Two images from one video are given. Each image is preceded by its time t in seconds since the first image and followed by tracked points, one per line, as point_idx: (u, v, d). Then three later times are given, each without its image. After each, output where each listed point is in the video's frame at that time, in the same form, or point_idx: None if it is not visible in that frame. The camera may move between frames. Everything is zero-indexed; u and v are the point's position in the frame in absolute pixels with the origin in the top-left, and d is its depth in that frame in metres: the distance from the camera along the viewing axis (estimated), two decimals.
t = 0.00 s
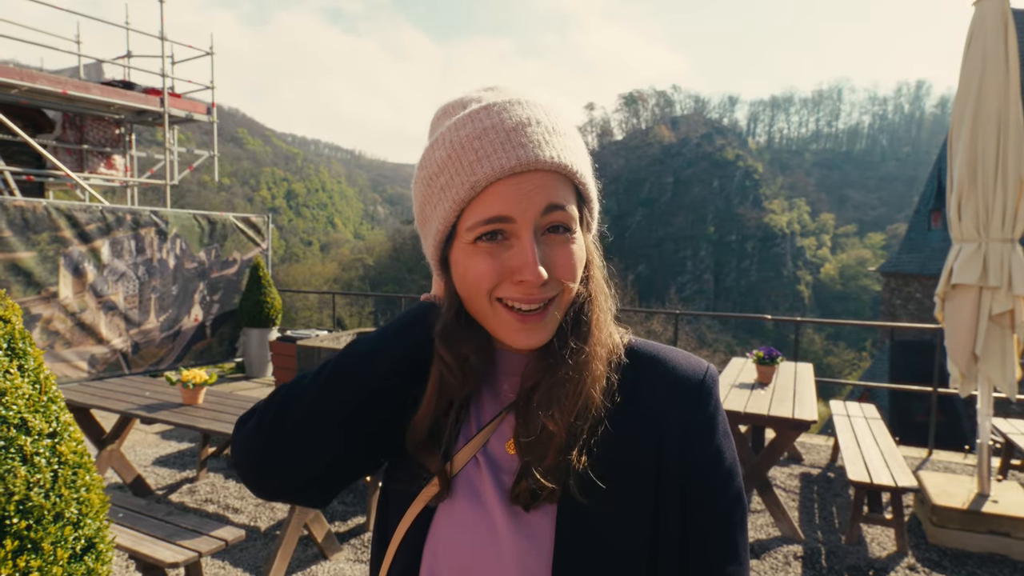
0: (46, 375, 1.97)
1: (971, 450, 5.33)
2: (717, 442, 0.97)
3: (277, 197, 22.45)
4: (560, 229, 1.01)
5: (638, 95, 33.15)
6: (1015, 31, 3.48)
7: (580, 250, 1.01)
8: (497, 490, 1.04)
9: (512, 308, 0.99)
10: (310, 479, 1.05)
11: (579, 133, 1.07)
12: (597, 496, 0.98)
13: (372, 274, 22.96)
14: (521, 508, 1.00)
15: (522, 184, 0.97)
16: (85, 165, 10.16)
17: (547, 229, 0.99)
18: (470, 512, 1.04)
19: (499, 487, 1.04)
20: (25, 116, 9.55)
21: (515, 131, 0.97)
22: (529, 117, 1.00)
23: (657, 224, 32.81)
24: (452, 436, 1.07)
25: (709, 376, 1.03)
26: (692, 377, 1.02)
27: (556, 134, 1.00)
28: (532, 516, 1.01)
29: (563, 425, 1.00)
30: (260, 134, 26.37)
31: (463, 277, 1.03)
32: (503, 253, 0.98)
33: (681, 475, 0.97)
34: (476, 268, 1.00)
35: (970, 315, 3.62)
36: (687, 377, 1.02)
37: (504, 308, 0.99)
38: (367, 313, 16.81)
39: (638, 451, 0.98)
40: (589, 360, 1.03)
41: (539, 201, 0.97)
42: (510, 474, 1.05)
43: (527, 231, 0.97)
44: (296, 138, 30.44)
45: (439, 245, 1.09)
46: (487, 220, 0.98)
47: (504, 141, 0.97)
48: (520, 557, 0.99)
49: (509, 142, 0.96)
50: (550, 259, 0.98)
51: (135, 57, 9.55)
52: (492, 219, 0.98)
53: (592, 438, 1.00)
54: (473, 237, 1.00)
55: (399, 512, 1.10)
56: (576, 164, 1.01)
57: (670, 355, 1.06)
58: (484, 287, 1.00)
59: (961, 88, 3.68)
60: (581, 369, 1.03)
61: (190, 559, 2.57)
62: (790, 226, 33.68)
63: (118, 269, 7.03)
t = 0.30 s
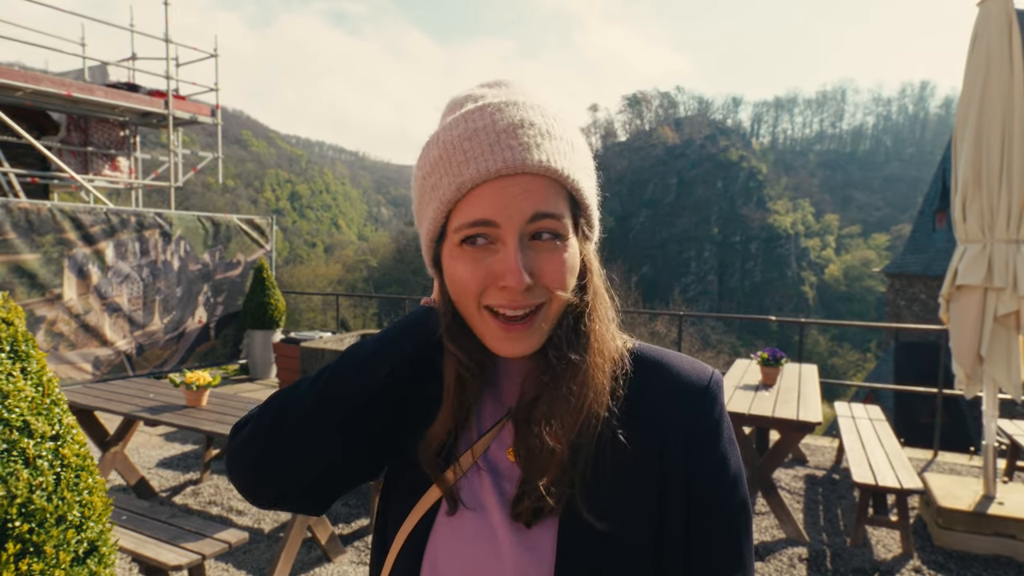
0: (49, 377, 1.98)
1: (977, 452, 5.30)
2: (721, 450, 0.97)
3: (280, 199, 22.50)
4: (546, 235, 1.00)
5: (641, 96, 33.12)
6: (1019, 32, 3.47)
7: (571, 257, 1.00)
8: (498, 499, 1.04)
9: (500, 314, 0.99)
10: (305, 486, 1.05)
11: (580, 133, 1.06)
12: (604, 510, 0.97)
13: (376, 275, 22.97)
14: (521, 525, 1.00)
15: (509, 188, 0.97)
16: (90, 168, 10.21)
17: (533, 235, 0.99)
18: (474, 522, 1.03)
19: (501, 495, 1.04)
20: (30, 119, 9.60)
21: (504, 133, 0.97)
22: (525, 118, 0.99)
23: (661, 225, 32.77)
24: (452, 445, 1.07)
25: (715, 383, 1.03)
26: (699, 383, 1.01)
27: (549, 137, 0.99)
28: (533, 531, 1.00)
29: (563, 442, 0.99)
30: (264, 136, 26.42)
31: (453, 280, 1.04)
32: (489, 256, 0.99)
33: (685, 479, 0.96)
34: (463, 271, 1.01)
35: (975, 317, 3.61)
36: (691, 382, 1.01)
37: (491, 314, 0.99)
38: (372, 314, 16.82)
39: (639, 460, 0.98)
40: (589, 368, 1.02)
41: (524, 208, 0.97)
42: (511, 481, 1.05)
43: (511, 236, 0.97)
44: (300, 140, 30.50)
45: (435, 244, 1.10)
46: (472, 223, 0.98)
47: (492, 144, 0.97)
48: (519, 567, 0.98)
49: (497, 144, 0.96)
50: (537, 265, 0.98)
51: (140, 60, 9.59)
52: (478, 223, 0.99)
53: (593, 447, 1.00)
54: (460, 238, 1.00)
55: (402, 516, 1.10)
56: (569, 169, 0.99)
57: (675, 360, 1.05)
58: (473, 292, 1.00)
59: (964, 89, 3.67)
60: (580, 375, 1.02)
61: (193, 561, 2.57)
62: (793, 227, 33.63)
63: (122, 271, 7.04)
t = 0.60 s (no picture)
0: (49, 379, 1.97)
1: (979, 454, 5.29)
2: (731, 463, 1.02)
3: (282, 201, 22.61)
4: (518, 231, 1.01)
5: (642, 97, 33.13)
6: (1021, 33, 3.48)
7: (544, 252, 1.03)
8: (494, 509, 1.06)
9: (467, 302, 1.03)
10: (287, 516, 1.04)
11: (585, 129, 1.09)
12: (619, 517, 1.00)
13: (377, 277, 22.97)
14: (513, 547, 1.01)
15: (478, 178, 1.01)
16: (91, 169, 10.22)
17: (502, 229, 1.01)
18: (467, 530, 1.05)
19: (497, 504, 1.06)
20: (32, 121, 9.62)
21: (480, 124, 1.01)
22: (513, 110, 1.03)
23: (662, 227, 32.77)
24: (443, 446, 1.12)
25: (724, 395, 1.08)
26: (707, 396, 1.06)
27: (530, 130, 1.01)
28: (535, 546, 1.01)
29: (553, 462, 1.02)
30: (265, 138, 26.45)
31: (436, 265, 1.09)
32: (460, 244, 1.04)
33: (691, 486, 1.02)
34: (440, 258, 1.07)
35: (977, 319, 3.60)
36: (699, 396, 1.06)
37: (459, 300, 1.04)
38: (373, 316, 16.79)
39: (641, 468, 1.03)
40: (590, 373, 1.09)
41: (491, 199, 1.00)
42: (506, 490, 1.08)
43: (476, 226, 1.01)
44: (301, 141, 30.52)
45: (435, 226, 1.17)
46: (446, 211, 1.04)
47: (468, 134, 1.02)
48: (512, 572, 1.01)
49: (469, 135, 1.01)
50: (501, 257, 1.00)
51: (141, 62, 9.60)
52: (451, 210, 1.04)
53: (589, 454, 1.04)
54: (441, 224, 1.06)
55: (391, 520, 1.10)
56: (548, 167, 1.01)
57: (686, 371, 1.10)
58: (445, 278, 1.06)
59: (966, 90, 3.67)
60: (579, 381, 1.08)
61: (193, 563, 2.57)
62: (795, 229, 33.64)
63: (124, 272, 7.05)
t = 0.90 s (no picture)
0: (64, 380, 2.03)
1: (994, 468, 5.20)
2: (718, 481, 1.13)
3: (299, 209, 22.88)
4: (525, 237, 1.04)
5: (658, 106, 33.09)
6: None
7: (552, 259, 1.05)
8: (503, 513, 1.11)
9: (482, 311, 1.06)
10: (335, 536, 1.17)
11: (590, 143, 1.13)
12: (617, 524, 1.09)
13: (392, 285, 23.06)
14: (539, 540, 1.08)
15: (485, 189, 1.05)
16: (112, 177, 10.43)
17: (509, 237, 1.05)
18: (482, 537, 1.09)
19: (506, 507, 1.12)
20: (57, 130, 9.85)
21: (486, 143, 1.06)
22: (515, 128, 1.07)
23: (678, 236, 32.63)
24: (457, 451, 1.15)
25: (713, 419, 1.17)
26: (701, 421, 1.14)
27: (531, 144, 1.05)
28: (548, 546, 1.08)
29: (569, 469, 1.09)
30: (283, 146, 26.77)
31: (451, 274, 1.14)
32: (473, 254, 1.07)
33: (691, 497, 1.11)
34: (456, 267, 1.10)
35: (989, 330, 3.56)
36: (696, 421, 1.14)
37: (474, 309, 1.07)
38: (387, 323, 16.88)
39: (640, 481, 1.11)
40: (602, 387, 1.13)
41: (498, 210, 1.04)
42: (524, 504, 1.13)
43: (486, 236, 1.04)
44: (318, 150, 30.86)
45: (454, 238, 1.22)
46: (460, 223, 1.08)
47: (477, 151, 1.06)
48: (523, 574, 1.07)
49: (477, 153, 1.06)
50: (509, 264, 1.03)
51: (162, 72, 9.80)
52: (464, 222, 1.08)
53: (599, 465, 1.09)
54: (457, 237, 1.11)
55: (395, 524, 1.12)
56: (553, 178, 1.05)
57: (681, 396, 1.18)
58: (461, 287, 1.09)
59: (977, 100, 3.66)
60: (591, 393, 1.12)
61: (202, 564, 2.61)
62: (812, 239, 33.34)
63: (142, 279, 7.18)
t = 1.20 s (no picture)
0: (65, 382, 2.03)
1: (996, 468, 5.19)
2: (720, 481, 1.12)
3: (300, 210, 22.93)
4: (542, 234, 1.05)
5: (659, 106, 33.06)
6: None
7: (569, 257, 1.05)
8: (503, 512, 1.11)
9: (497, 308, 1.06)
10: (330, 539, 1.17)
11: (599, 143, 1.14)
12: (618, 520, 1.09)
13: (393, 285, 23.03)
14: (541, 535, 1.08)
15: (503, 187, 1.05)
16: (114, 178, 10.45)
17: (528, 234, 1.05)
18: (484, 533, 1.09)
19: (505, 507, 1.12)
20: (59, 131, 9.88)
21: (504, 138, 1.05)
22: (532, 126, 1.07)
23: (679, 236, 32.59)
24: (456, 453, 1.15)
25: (716, 419, 1.17)
26: (703, 421, 1.14)
27: (550, 142, 1.05)
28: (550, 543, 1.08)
29: (574, 467, 1.09)
30: (284, 147, 26.79)
31: (461, 274, 1.13)
32: (488, 252, 1.07)
33: (692, 494, 1.11)
34: (468, 265, 1.10)
35: (990, 330, 3.55)
36: (700, 420, 1.14)
37: (487, 308, 1.07)
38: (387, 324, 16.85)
39: (641, 481, 1.11)
40: (605, 384, 1.13)
41: (517, 206, 1.04)
42: (524, 503, 1.13)
43: (504, 233, 1.04)
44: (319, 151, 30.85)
45: (458, 237, 1.22)
46: (473, 220, 1.08)
47: (495, 147, 1.06)
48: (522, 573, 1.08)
49: (494, 148, 1.05)
50: (527, 260, 1.03)
51: (163, 73, 9.82)
52: (478, 221, 1.08)
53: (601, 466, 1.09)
54: (469, 236, 1.10)
55: (394, 523, 1.13)
56: (573, 177, 1.05)
57: (683, 395, 1.18)
58: (473, 286, 1.09)
59: (979, 99, 3.65)
60: (597, 393, 1.13)
61: (204, 564, 2.61)
62: (814, 239, 33.32)
63: (144, 280, 7.18)
